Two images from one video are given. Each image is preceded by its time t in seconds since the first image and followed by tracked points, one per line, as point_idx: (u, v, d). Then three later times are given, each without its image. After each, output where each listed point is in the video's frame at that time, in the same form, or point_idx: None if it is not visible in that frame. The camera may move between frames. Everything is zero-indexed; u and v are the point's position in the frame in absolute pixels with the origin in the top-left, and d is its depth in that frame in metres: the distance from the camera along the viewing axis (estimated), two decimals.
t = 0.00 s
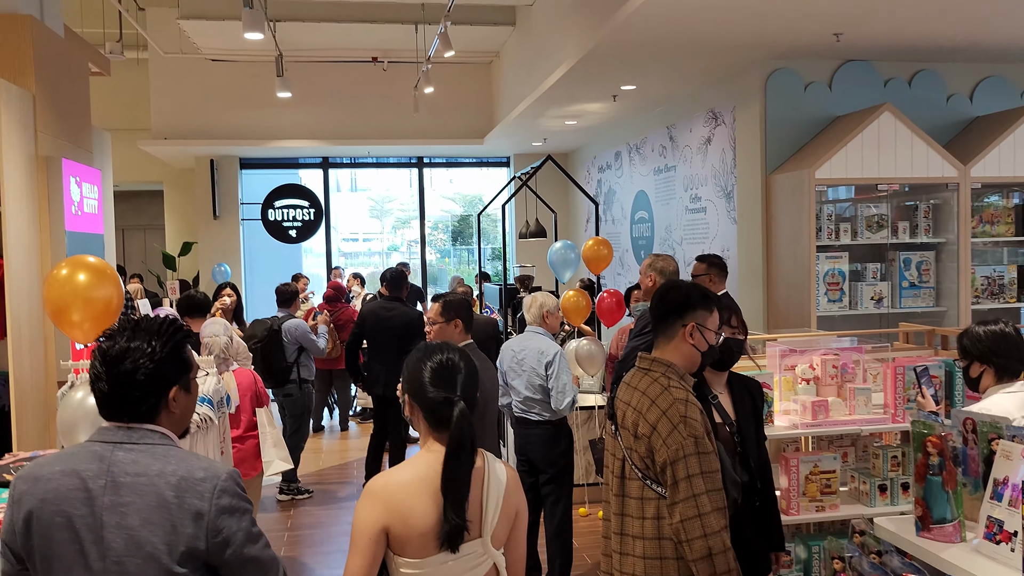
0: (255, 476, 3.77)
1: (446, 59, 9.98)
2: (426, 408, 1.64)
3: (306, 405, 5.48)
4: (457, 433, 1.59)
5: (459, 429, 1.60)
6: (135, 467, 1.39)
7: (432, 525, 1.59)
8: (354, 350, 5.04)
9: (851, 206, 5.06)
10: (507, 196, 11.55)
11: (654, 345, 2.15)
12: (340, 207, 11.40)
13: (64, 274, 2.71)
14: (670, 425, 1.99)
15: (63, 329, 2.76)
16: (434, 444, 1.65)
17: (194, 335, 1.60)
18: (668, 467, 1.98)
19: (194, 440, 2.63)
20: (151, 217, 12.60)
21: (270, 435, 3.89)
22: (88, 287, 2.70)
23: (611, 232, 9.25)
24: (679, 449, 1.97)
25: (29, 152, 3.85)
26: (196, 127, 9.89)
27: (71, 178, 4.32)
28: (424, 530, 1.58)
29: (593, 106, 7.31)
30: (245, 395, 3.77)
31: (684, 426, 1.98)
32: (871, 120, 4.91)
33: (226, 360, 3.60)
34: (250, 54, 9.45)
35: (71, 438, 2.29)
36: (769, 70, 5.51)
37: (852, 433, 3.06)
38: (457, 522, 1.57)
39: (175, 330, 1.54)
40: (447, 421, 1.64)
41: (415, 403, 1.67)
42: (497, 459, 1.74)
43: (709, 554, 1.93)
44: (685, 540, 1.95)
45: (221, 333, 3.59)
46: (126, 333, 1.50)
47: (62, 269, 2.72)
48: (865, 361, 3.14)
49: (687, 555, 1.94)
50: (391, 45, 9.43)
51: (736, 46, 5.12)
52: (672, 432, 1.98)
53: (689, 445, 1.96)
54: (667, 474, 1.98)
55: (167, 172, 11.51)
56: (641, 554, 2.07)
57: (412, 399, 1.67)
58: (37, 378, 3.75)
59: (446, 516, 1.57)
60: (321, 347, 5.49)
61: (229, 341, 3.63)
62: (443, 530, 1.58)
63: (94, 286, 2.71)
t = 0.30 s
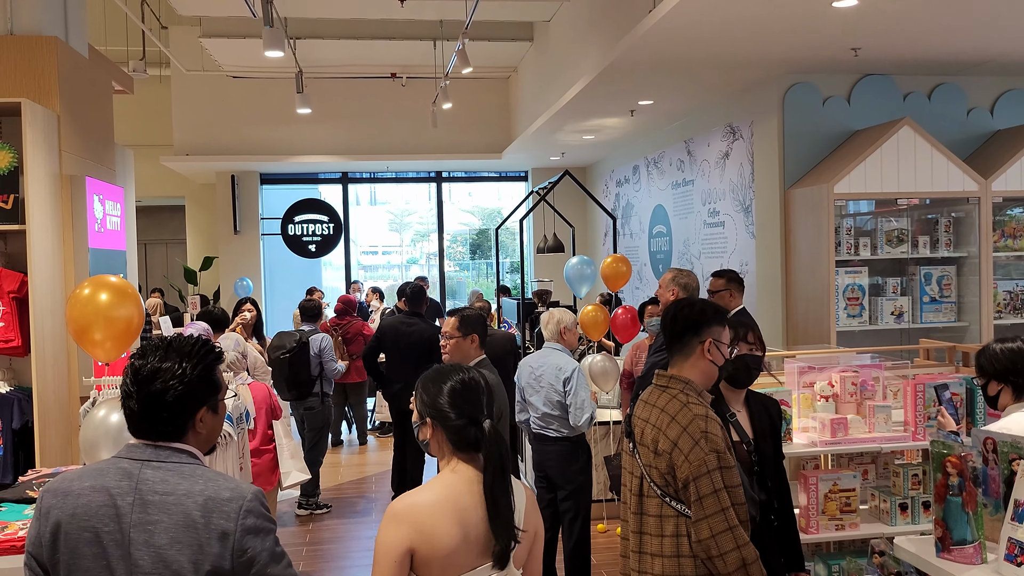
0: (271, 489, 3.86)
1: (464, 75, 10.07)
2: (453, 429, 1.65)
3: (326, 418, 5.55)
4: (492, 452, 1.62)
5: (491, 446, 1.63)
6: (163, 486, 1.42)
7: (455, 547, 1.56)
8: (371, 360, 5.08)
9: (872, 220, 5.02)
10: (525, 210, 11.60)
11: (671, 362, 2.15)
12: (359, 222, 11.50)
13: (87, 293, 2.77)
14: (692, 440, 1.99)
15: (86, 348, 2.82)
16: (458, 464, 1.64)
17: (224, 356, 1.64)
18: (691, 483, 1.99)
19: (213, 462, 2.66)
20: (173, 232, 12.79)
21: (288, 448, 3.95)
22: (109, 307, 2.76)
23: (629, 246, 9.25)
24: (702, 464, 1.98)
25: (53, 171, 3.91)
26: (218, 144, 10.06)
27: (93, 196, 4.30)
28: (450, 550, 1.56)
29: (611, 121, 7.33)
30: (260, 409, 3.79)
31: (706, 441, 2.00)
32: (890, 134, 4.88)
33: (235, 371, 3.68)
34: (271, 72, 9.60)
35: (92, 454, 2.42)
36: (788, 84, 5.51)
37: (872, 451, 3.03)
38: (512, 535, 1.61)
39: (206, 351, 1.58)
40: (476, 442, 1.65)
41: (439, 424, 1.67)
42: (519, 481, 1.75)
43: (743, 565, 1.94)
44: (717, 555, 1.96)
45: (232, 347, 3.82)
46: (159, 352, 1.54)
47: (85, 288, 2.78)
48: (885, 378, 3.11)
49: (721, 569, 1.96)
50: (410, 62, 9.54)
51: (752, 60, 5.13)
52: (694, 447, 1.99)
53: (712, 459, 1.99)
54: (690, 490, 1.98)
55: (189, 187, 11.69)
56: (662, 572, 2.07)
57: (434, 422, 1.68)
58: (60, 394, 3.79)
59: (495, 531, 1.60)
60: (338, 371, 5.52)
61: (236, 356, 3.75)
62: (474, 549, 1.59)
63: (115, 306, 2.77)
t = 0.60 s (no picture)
0: (282, 499, 3.84)
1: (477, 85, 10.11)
2: (470, 442, 1.65)
3: (346, 426, 5.52)
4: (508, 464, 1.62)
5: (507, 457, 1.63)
6: (171, 496, 1.43)
7: (473, 558, 1.56)
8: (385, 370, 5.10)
9: (886, 228, 4.98)
10: (537, 220, 11.61)
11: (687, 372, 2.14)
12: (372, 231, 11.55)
13: (102, 303, 2.79)
14: (713, 448, 1.99)
15: (100, 358, 2.85)
16: (475, 476, 1.64)
17: (236, 367, 1.65)
18: (713, 491, 1.98)
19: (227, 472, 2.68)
20: (188, 241, 12.89)
21: (300, 458, 3.97)
22: (124, 317, 2.79)
23: (642, 255, 9.23)
24: (725, 472, 1.98)
25: (68, 181, 3.95)
26: (233, 154, 10.15)
27: (108, 206, 4.35)
28: (468, 562, 1.55)
29: (624, 130, 7.34)
30: (272, 418, 3.78)
31: (727, 448, 2.00)
32: (904, 143, 4.86)
33: (247, 381, 3.68)
34: (285, 82, 9.68)
35: (106, 464, 2.44)
36: (801, 93, 5.50)
37: (888, 463, 3.00)
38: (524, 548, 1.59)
39: (217, 362, 1.59)
40: (494, 455, 1.65)
41: (456, 437, 1.67)
42: (536, 492, 1.74)
43: (768, 571, 1.93)
44: (741, 563, 1.94)
45: (243, 357, 3.81)
46: (171, 362, 1.55)
47: (99, 298, 2.80)
48: (901, 389, 3.10)
49: None
50: (423, 72, 9.60)
51: (765, 69, 5.12)
52: (715, 455, 1.99)
53: (733, 466, 1.98)
54: (712, 499, 1.97)
55: (203, 197, 11.80)
56: None
57: (452, 434, 1.68)
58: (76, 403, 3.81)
59: (508, 545, 1.58)
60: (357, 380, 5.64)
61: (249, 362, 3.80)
62: (490, 561, 1.58)
63: (130, 316, 2.80)
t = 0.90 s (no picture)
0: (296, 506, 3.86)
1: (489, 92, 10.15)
2: (495, 449, 1.65)
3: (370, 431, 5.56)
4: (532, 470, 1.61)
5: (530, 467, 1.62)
6: (176, 505, 1.39)
7: (496, 565, 1.55)
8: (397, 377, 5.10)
9: (902, 236, 4.95)
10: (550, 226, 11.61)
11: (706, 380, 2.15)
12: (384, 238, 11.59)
13: (121, 310, 2.82)
14: (735, 457, 1.98)
15: (118, 365, 2.87)
16: (499, 484, 1.65)
17: (242, 373, 1.60)
18: (734, 500, 1.96)
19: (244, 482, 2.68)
20: (201, 247, 12.99)
21: (314, 465, 4.00)
22: (142, 324, 2.81)
23: (654, 262, 9.21)
24: (747, 480, 1.96)
25: (85, 189, 3.99)
26: (247, 161, 10.23)
27: (125, 213, 4.39)
28: (490, 570, 1.54)
29: (637, 137, 7.33)
30: (287, 426, 3.79)
31: (748, 456, 1.99)
32: (921, 150, 4.83)
33: (261, 388, 3.67)
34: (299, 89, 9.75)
35: (121, 470, 2.46)
36: (816, 100, 5.48)
37: (907, 472, 2.98)
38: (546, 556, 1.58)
39: (217, 365, 1.55)
40: (518, 462, 1.65)
41: (479, 445, 1.67)
42: (558, 502, 1.75)
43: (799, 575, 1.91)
44: (770, 570, 1.92)
45: (257, 365, 3.75)
46: (173, 365, 1.54)
47: (118, 306, 2.83)
48: (920, 398, 3.06)
49: None
50: (436, 80, 9.64)
51: (779, 76, 5.11)
52: (737, 464, 1.97)
53: (755, 474, 1.97)
54: (734, 508, 1.96)
55: (217, 204, 11.89)
56: None
57: (476, 442, 1.68)
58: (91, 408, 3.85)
59: (529, 554, 1.58)
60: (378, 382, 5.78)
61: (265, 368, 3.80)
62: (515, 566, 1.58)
63: (148, 323, 2.82)
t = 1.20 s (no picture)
0: (315, 512, 3.89)
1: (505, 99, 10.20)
2: (524, 456, 1.67)
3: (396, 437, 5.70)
4: (562, 478, 1.63)
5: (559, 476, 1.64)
6: (204, 509, 1.40)
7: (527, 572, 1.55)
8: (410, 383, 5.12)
9: (918, 243, 4.93)
10: (564, 233, 11.62)
11: (737, 387, 2.16)
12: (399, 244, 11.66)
13: (147, 316, 2.87)
14: (765, 464, 1.98)
15: (144, 369, 2.92)
16: (529, 491, 1.66)
17: (270, 378, 1.62)
18: (762, 508, 1.96)
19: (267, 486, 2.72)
20: (216, 253, 13.11)
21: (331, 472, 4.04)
22: (167, 329, 2.85)
23: (669, 270, 9.20)
24: (778, 488, 1.95)
25: (107, 195, 4.06)
26: (264, 167, 10.33)
27: (146, 219, 4.46)
28: None
29: (652, 144, 7.34)
30: (306, 432, 3.83)
31: (778, 464, 1.98)
32: (940, 157, 4.81)
33: (284, 393, 3.74)
34: (315, 96, 9.85)
35: (145, 475, 2.50)
36: (834, 108, 5.47)
37: (929, 481, 2.95)
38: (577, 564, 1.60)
39: (244, 369, 1.57)
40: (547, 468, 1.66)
41: (509, 451, 1.69)
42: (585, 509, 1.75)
43: None
44: None
45: (278, 370, 3.84)
46: (202, 368, 1.57)
47: (144, 311, 2.88)
48: (941, 407, 3.07)
49: None
50: (451, 87, 9.71)
51: (796, 83, 5.10)
52: (767, 471, 1.97)
53: (786, 482, 1.96)
54: (763, 515, 1.96)
55: (232, 210, 12.02)
56: None
57: (505, 448, 1.70)
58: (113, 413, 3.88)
59: (560, 560, 1.59)
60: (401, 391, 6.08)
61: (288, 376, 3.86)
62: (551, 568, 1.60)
63: (173, 328, 2.86)
